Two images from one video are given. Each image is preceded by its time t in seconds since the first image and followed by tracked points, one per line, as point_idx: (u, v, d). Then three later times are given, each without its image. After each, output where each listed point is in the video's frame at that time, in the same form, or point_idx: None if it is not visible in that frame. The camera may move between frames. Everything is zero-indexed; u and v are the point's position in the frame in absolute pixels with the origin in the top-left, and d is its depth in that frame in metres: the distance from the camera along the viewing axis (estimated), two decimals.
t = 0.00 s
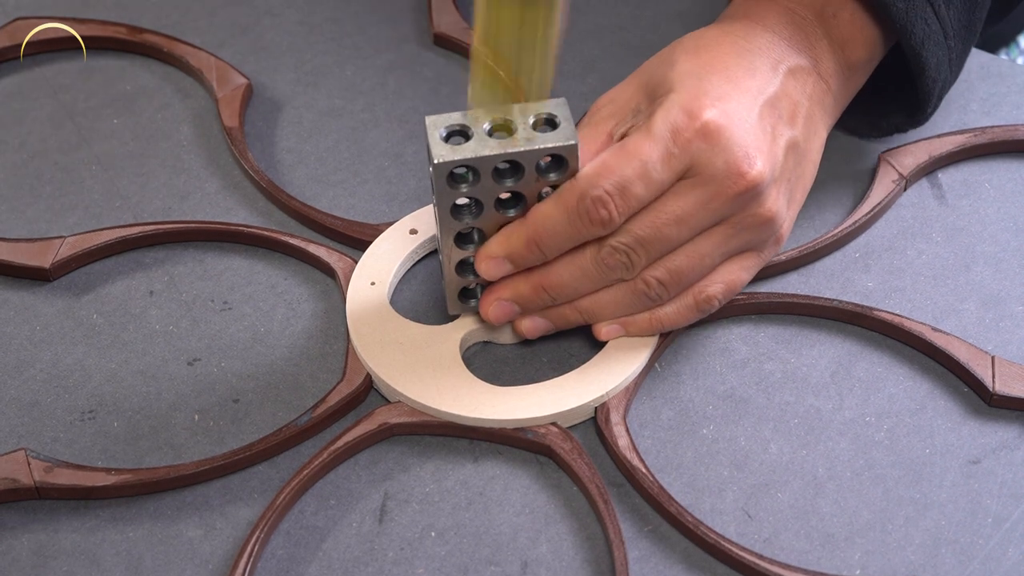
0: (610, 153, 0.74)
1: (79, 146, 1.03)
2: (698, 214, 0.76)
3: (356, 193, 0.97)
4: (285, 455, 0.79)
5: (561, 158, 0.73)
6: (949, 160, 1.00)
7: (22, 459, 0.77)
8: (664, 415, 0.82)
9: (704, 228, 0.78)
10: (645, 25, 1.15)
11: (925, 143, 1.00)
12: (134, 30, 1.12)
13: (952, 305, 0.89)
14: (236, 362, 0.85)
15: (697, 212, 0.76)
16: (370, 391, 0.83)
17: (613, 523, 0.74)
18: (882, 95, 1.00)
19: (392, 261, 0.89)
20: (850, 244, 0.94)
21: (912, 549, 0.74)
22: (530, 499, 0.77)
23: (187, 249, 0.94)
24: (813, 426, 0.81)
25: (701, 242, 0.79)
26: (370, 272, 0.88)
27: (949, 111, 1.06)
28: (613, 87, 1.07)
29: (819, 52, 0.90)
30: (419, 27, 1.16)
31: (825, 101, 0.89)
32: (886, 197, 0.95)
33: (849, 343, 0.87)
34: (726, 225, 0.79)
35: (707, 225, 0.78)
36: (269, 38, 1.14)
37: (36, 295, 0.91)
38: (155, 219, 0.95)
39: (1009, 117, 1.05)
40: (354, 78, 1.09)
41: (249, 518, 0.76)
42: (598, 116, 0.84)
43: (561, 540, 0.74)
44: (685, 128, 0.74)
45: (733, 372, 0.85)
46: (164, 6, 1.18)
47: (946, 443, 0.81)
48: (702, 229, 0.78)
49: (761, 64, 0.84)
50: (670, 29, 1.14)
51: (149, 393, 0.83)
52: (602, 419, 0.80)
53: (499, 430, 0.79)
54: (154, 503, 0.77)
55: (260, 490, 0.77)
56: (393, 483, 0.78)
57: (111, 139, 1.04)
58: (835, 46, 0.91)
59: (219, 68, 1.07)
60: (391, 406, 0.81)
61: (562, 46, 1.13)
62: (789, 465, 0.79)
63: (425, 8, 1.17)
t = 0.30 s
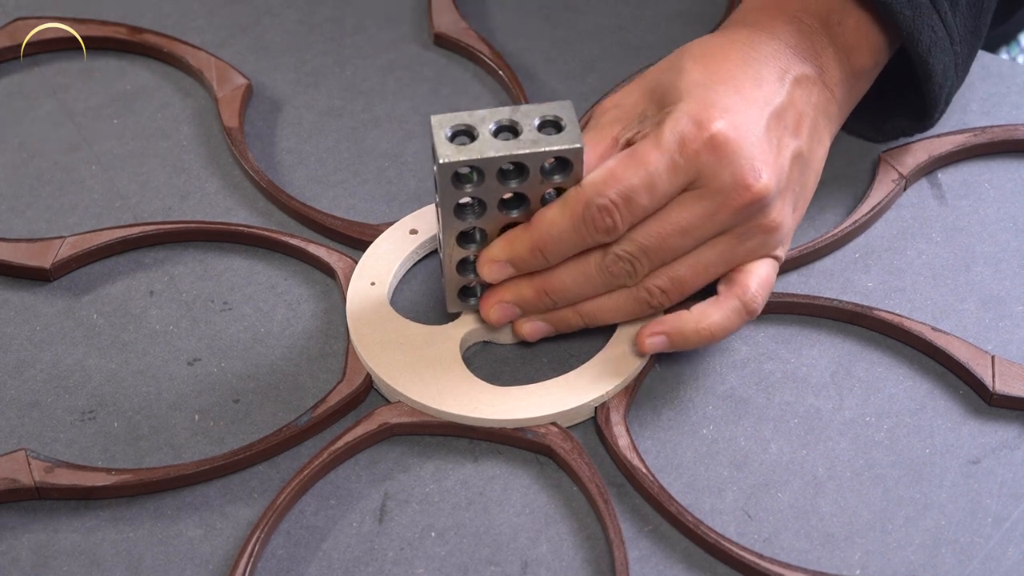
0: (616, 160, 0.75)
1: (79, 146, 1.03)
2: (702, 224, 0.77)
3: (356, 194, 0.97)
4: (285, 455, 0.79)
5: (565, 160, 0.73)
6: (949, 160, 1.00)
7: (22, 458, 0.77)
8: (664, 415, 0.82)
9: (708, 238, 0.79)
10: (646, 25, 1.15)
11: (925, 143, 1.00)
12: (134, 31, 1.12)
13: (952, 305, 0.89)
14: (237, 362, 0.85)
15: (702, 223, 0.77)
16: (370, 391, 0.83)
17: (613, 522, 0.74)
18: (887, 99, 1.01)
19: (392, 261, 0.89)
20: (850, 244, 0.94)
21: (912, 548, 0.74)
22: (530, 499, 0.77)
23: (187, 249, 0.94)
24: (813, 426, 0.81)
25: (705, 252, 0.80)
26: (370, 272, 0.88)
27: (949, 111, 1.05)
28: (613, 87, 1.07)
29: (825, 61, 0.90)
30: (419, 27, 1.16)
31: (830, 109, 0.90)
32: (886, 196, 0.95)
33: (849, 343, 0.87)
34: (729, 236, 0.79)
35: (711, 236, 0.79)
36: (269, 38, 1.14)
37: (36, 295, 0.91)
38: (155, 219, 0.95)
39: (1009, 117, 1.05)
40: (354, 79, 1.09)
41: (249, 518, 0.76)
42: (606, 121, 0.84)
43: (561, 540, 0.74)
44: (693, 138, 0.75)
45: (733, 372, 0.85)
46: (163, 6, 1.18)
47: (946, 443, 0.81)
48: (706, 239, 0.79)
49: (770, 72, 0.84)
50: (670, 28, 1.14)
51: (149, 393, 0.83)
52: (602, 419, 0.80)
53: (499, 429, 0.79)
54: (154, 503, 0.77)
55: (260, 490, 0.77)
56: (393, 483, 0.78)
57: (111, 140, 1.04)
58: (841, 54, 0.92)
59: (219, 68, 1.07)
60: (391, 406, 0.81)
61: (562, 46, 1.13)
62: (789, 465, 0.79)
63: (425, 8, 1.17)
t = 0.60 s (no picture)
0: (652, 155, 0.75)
1: (78, 143, 1.03)
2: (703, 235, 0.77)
3: (355, 191, 0.97)
4: (284, 451, 0.79)
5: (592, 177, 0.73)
6: (949, 155, 1.00)
7: (21, 455, 0.77)
8: (664, 411, 0.82)
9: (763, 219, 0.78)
10: (646, 21, 1.14)
11: (924, 138, 1.00)
12: (133, 28, 1.12)
13: (953, 302, 0.89)
14: (236, 359, 0.85)
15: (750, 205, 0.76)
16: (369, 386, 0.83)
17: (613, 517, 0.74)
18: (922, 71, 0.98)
19: (391, 255, 0.88)
20: (850, 240, 0.93)
21: (912, 545, 0.74)
22: (530, 495, 0.77)
23: (187, 245, 0.94)
24: (814, 422, 0.81)
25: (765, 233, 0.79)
26: (369, 265, 0.88)
27: (950, 107, 1.05)
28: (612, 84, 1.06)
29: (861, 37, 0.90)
30: (418, 24, 1.15)
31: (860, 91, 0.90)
32: (885, 190, 0.95)
33: (849, 338, 0.87)
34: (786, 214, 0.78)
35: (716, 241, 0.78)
36: (269, 35, 1.14)
37: (35, 292, 0.90)
38: (154, 216, 0.95)
39: (1009, 115, 1.04)
40: (353, 76, 1.09)
41: (248, 514, 0.75)
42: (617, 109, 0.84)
43: (561, 537, 0.74)
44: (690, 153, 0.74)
45: (733, 368, 0.85)
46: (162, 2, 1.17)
47: (946, 440, 0.80)
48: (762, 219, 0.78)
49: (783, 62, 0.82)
50: (670, 24, 1.14)
51: (149, 390, 0.83)
52: (602, 411, 0.80)
53: (499, 421, 0.79)
54: (153, 500, 0.77)
55: (258, 486, 0.77)
56: (393, 480, 0.78)
57: (110, 137, 1.03)
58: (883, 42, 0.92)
59: (219, 65, 1.07)
60: (390, 399, 0.81)
61: (561, 43, 1.12)
62: (790, 461, 0.79)
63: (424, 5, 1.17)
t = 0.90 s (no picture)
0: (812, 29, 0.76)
1: (78, 143, 1.03)
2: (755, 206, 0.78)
3: (355, 191, 0.97)
4: (284, 451, 0.79)
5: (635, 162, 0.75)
6: (948, 155, 1.00)
7: (21, 455, 0.77)
8: (664, 411, 0.82)
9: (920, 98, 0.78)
10: (645, 21, 1.15)
11: (924, 138, 1.00)
12: (134, 28, 1.12)
13: (952, 302, 0.89)
14: (236, 359, 0.85)
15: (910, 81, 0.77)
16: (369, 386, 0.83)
17: (613, 517, 0.74)
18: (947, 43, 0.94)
19: (391, 255, 0.88)
20: (850, 240, 0.94)
21: (912, 545, 0.74)
22: (530, 495, 0.77)
23: (187, 245, 0.94)
24: (814, 422, 0.81)
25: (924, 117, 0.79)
26: (369, 265, 0.88)
27: (949, 107, 1.05)
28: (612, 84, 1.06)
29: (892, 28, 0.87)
30: (418, 24, 1.15)
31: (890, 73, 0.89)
32: (885, 191, 0.95)
33: (849, 338, 0.87)
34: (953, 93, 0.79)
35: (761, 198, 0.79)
36: (269, 36, 1.14)
37: (35, 292, 0.90)
38: (154, 216, 0.95)
39: (1009, 115, 1.04)
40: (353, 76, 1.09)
41: (248, 514, 0.75)
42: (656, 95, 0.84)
43: (561, 537, 0.74)
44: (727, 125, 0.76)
45: (733, 368, 0.85)
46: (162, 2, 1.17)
47: (946, 440, 0.80)
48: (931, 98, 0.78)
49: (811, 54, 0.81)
50: (670, 24, 1.14)
51: (149, 390, 0.83)
52: (602, 411, 0.80)
53: (499, 421, 0.79)
54: (153, 500, 0.77)
55: (258, 486, 0.77)
56: (393, 480, 0.78)
57: (110, 137, 1.03)
58: None
59: (219, 66, 1.07)
60: (390, 399, 0.81)
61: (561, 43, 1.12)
62: (790, 461, 0.79)
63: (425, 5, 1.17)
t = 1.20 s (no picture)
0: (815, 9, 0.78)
1: (79, 143, 1.03)
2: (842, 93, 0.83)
3: (355, 191, 0.97)
4: (284, 451, 0.79)
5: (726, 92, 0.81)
6: (948, 155, 1.00)
7: (21, 455, 0.77)
8: (664, 411, 0.82)
9: (890, 42, 0.78)
10: (646, 21, 1.15)
11: (924, 138, 0.99)
12: (134, 28, 1.12)
13: (952, 302, 0.89)
14: (236, 359, 0.85)
15: (926, 46, 0.76)
16: (369, 386, 0.83)
17: (613, 517, 0.73)
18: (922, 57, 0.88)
19: (391, 255, 0.88)
20: (850, 240, 0.94)
21: (912, 545, 0.74)
22: (530, 495, 0.77)
23: (187, 245, 0.94)
24: (815, 422, 0.81)
25: (968, 58, 0.78)
26: (369, 265, 0.88)
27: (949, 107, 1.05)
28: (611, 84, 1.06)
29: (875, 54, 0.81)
30: (418, 25, 1.15)
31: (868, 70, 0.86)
32: (886, 190, 0.95)
33: (849, 338, 0.87)
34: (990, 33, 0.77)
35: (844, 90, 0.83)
36: (269, 36, 1.14)
37: (35, 292, 0.90)
38: (155, 216, 0.95)
39: (1009, 115, 1.04)
40: (354, 76, 1.09)
41: (248, 514, 0.75)
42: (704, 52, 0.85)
43: (561, 536, 0.74)
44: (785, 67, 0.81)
45: (733, 368, 0.85)
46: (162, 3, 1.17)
47: (946, 440, 0.80)
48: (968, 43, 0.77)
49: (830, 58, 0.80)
50: (670, 25, 1.14)
51: (149, 390, 0.83)
52: (602, 412, 0.80)
53: (499, 421, 0.79)
54: (153, 500, 0.77)
55: (258, 486, 0.77)
56: (393, 480, 0.78)
57: (110, 137, 1.03)
58: None
59: (219, 66, 1.07)
60: (390, 399, 0.81)
61: (561, 43, 1.12)
62: (790, 461, 0.79)
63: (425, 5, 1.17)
